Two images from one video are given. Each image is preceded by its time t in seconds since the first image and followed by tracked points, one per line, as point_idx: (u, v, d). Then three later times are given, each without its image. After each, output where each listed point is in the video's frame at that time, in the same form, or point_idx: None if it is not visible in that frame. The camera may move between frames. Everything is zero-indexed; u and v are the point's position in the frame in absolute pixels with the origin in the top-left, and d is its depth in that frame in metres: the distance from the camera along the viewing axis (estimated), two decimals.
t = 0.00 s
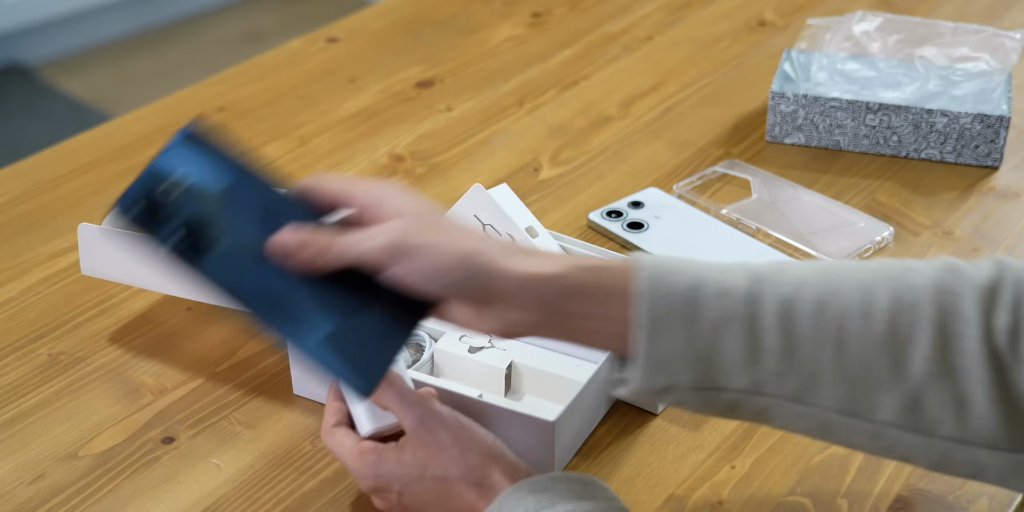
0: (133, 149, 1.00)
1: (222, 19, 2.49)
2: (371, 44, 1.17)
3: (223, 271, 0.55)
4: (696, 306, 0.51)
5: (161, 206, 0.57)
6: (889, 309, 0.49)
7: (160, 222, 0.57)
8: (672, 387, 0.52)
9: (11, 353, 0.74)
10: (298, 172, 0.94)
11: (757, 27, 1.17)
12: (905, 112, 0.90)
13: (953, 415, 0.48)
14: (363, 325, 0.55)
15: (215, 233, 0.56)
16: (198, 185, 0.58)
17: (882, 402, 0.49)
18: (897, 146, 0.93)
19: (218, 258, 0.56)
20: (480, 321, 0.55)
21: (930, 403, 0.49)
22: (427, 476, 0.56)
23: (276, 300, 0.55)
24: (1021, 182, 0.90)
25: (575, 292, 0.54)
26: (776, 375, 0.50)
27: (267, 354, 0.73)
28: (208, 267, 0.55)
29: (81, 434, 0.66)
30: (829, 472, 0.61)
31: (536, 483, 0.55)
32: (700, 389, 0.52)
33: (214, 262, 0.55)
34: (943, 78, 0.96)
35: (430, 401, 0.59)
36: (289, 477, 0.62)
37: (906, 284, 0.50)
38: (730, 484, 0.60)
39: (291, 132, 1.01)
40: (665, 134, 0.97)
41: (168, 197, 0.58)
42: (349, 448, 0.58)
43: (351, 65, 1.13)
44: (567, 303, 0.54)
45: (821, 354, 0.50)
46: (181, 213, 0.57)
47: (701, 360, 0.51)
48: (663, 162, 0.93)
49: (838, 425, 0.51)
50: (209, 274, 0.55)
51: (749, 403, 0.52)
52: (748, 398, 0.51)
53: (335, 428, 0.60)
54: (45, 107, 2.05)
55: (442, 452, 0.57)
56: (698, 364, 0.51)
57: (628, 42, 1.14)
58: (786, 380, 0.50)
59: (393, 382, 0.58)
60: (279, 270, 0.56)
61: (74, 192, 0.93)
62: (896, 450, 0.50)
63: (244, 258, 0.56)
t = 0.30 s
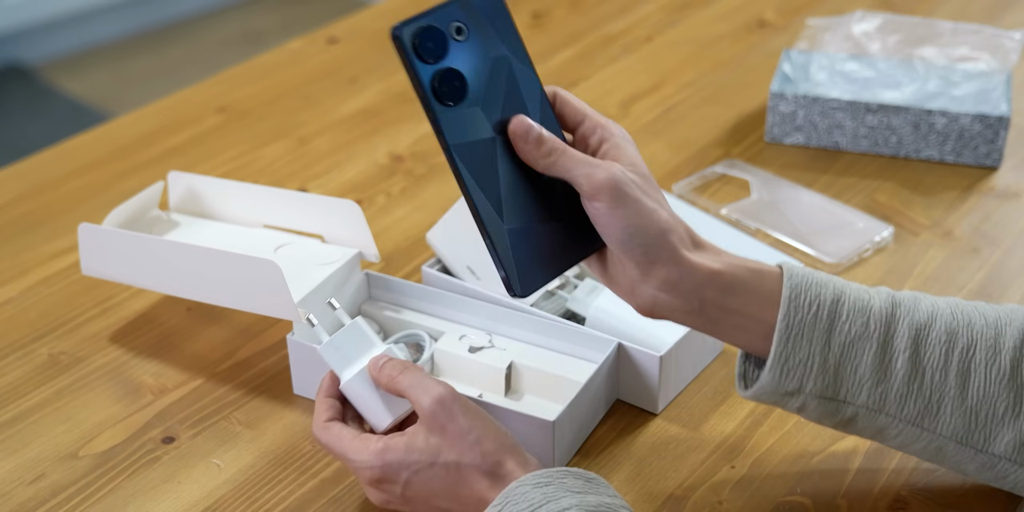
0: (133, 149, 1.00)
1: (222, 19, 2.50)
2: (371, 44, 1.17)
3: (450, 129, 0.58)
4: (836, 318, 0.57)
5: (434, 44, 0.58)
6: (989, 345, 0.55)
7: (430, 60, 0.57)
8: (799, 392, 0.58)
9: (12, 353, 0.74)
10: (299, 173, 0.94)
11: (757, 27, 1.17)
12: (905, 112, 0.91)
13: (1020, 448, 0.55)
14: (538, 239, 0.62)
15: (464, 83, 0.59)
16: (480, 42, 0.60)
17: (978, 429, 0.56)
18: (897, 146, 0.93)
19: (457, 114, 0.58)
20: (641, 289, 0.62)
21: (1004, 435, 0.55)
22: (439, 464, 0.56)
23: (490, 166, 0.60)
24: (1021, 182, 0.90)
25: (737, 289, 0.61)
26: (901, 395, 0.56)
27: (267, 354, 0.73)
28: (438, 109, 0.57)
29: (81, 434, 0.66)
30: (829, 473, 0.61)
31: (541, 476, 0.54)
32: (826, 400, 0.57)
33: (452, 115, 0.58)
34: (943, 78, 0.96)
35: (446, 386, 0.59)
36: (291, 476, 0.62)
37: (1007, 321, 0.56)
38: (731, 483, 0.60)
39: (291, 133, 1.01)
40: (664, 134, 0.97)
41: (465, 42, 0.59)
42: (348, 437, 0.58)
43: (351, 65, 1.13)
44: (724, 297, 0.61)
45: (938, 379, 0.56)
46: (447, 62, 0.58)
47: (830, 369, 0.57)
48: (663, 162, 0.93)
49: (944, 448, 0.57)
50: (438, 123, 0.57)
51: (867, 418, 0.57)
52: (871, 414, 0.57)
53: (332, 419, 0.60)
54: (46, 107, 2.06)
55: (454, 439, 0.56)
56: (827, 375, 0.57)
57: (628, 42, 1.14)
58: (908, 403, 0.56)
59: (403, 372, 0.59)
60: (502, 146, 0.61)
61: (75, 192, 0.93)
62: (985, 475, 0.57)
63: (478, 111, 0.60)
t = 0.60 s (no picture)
0: (133, 149, 1.00)
1: (222, 19, 2.50)
2: (371, 44, 1.17)
3: (445, 202, 0.60)
4: (832, 352, 0.60)
5: (415, 129, 0.61)
6: (983, 375, 0.58)
7: (415, 144, 0.61)
8: (799, 425, 0.60)
9: (12, 353, 0.74)
10: (299, 173, 0.94)
11: (757, 27, 1.17)
12: (905, 112, 0.91)
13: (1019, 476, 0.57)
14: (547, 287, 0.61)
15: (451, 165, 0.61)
16: (463, 124, 0.63)
17: (977, 459, 0.58)
18: (897, 146, 0.93)
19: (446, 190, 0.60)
20: (641, 337, 0.64)
21: (1004, 464, 0.57)
22: (432, 472, 0.56)
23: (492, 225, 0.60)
24: (1021, 182, 0.90)
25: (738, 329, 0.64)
26: (899, 427, 0.58)
27: (267, 353, 0.73)
28: (430, 191, 0.60)
29: (81, 434, 0.66)
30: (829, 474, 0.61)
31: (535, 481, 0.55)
32: (825, 434, 0.60)
33: (443, 192, 0.60)
34: (943, 78, 0.96)
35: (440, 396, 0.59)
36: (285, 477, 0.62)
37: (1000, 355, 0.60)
38: (731, 483, 0.60)
39: (292, 133, 1.01)
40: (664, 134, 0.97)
41: (448, 126, 0.62)
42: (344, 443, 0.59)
43: (351, 65, 1.13)
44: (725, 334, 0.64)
45: (933, 410, 0.58)
46: (433, 143, 0.61)
47: (828, 404, 0.59)
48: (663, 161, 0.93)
49: (946, 481, 0.58)
50: (422, 188, 0.60)
51: (868, 453, 0.59)
52: (871, 447, 0.59)
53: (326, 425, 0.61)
54: (46, 107, 2.06)
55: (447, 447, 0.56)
56: (824, 408, 0.59)
57: (628, 42, 1.14)
58: (907, 434, 0.58)
59: (397, 381, 0.58)
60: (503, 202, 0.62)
61: (75, 192, 0.93)
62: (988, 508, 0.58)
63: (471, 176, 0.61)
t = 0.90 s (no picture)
0: (133, 149, 1.00)
1: (222, 19, 2.50)
2: (372, 44, 1.17)
3: (366, 309, 0.59)
4: (851, 181, 0.62)
5: (321, 240, 0.60)
6: (989, 239, 0.59)
7: (319, 256, 0.60)
8: (802, 246, 0.64)
9: (12, 353, 0.74)
10: (299, 173, 0.94)
11: (757, 27, 1.17)
12: (905, 112, 0.91)
13: (997, 342, 0.59)
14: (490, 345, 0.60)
15: (372, 282, 0.60)
16: (385, 216, 0.63)
17: (961, 314, 0.60)
18: (897, 146, 0.93)
19: (383, 312, 0.59)
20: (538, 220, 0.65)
21: (985, 326, 0.59)
22: (431, 464, 0.52)
23: (427, 319, 0.60)
24: (1020, 182, 0.89)
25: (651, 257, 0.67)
26: (897, 269, 0.61)
27: (266, 353, 0.73)
28: (363, 317, 0.59)
29: (81, 434, 0.66)
30: (829, 472, 0.61)
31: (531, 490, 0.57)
32: (823, 261, 0.64)
33: (361, 298, 0.59)
34: (943, 78, 0.96)
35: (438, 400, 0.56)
36: (284, 476, 0.62)
37: (1010, 223, 0.60)
38: (730, 484, 0.60)
39: (291, 133, 1.01)
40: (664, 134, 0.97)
41: (351, 230, 0.62)
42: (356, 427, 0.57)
43: (352, 65, 1.13)
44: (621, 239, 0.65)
45: (933, 261, 0.60)
46: (342, 249, 0.61)
47: (836, 229, 0.63)
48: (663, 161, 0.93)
49: (926, 332, 0.61)
50: (352, 311, 0.58)
51: (860, 287, 0.63)
52: (863, 283, 0.63)
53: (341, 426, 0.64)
54: (46, 107, 2.06)
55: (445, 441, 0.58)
56: (829, 233, 0.63)
57: (628, 42, 1.14)
58: (902, 278, 0.61)
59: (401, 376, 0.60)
60: (442, 280, 0.62)
61: (75, 192, 0.93)
62: (961, 369, 0.61)
63: (399, 284, 0.61)
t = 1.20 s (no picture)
0: (133, 149, 1.00)
1: (222, 19, 2.50)
2: (372, 44, 1.17)
3: (352, 316, 0.59)
4: (795, 193, 0.64)
5: (308, 248, 0.60)
6: (928, 253, 0.61)
7: (305, 266, 0.60)
8: (748, 253, 0.65)
9: (12, 353, 0.74)
10: (299, 173, 0.94)
11: (757, 27, 1.17)
12: (904, 112, 0.91)
13: (933, 352, 0.61)
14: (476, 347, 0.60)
15: (358, 288, 0.60)
16: (371, 222, 0.63)
17: (899, 326, 0.62)
18: (897, 146, 0.93)
19: (370, 318, 0.59)
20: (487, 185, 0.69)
21: (923, 338, 0.61)
22: (427, 476, 0.52)
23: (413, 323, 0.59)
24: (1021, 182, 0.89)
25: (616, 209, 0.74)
26: (837, 279, 0.63)
27: (267, 353, 0.73)
28: (350, 324, 0.58)
29: (81, 434, 0.66)
30: (829, 472, 0.60)
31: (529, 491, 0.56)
32: (767, 269, 0.65)
33: (348, 305, 0.59)
34: (943, 78, 0.96)
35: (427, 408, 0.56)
36: (285, 476, 0.62)
37: (949, 240, 0.62)
38: (731, 484, 0.60)
39: (291, 133, 1.01)
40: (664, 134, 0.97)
41: (337, 238, 0.62)
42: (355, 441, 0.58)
43: (352, 65, 1.13)
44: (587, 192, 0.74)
45: (873, 272, 0.62)
46: (328, 257, 0.61)
47: (780, 239, 0.64)
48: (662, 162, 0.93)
49: (866, 342, 0.63)
50: (339, 318, 0.58)
51: (803, 297, 0.64)
52: (806, 292, 0.64)
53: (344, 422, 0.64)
54: (46, 107, 2.06)
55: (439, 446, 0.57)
56: (774, 241, 0.64)
57: (628, 42, 1.14)
58: (842, 288, 0.63)
59: (392, 382, 0.60)
60: (428, 284, 0.62)
61: (75, 192, 0.93)
62: (900, 379, 0.63)
63: (385, 290, 0.60)
